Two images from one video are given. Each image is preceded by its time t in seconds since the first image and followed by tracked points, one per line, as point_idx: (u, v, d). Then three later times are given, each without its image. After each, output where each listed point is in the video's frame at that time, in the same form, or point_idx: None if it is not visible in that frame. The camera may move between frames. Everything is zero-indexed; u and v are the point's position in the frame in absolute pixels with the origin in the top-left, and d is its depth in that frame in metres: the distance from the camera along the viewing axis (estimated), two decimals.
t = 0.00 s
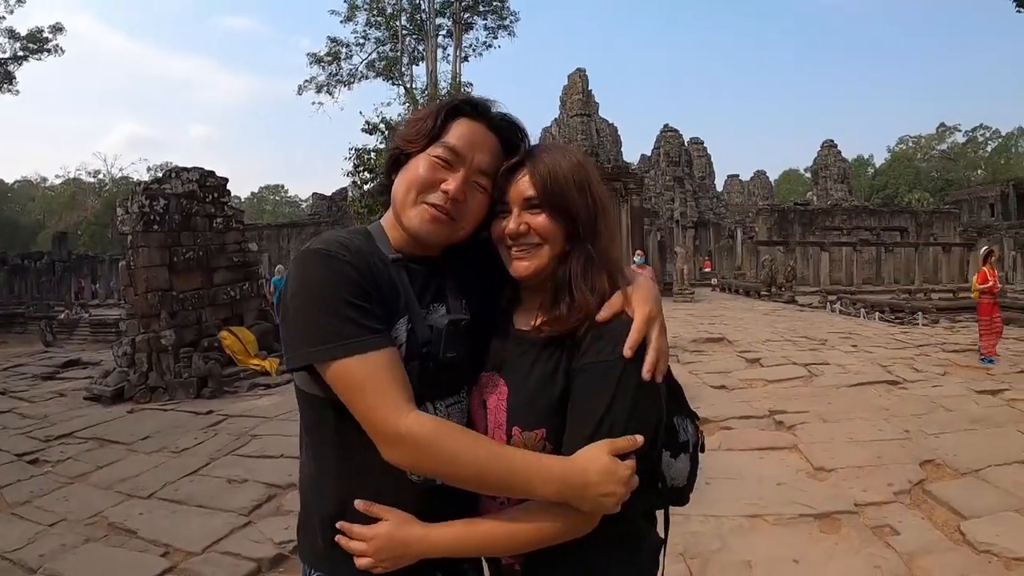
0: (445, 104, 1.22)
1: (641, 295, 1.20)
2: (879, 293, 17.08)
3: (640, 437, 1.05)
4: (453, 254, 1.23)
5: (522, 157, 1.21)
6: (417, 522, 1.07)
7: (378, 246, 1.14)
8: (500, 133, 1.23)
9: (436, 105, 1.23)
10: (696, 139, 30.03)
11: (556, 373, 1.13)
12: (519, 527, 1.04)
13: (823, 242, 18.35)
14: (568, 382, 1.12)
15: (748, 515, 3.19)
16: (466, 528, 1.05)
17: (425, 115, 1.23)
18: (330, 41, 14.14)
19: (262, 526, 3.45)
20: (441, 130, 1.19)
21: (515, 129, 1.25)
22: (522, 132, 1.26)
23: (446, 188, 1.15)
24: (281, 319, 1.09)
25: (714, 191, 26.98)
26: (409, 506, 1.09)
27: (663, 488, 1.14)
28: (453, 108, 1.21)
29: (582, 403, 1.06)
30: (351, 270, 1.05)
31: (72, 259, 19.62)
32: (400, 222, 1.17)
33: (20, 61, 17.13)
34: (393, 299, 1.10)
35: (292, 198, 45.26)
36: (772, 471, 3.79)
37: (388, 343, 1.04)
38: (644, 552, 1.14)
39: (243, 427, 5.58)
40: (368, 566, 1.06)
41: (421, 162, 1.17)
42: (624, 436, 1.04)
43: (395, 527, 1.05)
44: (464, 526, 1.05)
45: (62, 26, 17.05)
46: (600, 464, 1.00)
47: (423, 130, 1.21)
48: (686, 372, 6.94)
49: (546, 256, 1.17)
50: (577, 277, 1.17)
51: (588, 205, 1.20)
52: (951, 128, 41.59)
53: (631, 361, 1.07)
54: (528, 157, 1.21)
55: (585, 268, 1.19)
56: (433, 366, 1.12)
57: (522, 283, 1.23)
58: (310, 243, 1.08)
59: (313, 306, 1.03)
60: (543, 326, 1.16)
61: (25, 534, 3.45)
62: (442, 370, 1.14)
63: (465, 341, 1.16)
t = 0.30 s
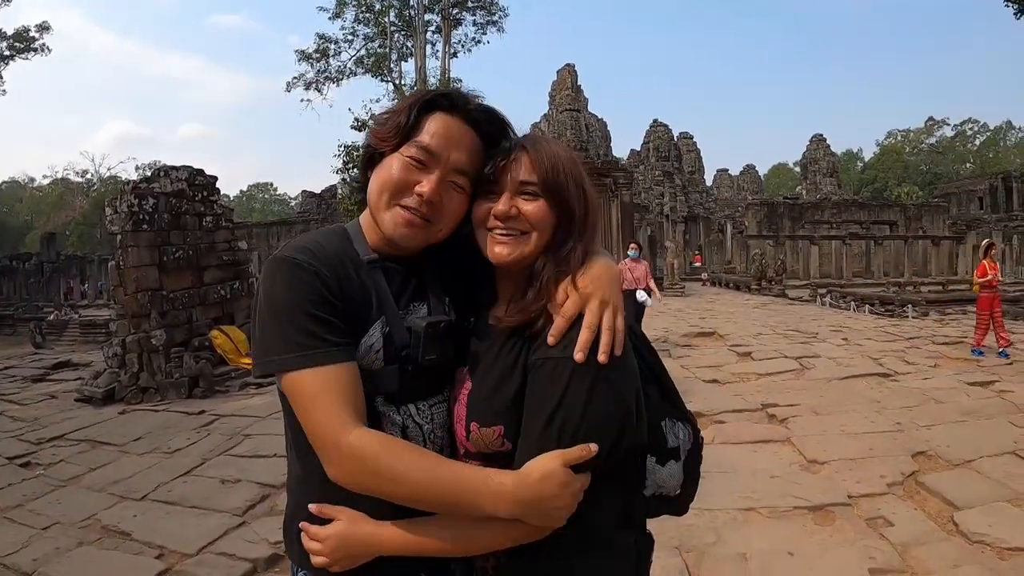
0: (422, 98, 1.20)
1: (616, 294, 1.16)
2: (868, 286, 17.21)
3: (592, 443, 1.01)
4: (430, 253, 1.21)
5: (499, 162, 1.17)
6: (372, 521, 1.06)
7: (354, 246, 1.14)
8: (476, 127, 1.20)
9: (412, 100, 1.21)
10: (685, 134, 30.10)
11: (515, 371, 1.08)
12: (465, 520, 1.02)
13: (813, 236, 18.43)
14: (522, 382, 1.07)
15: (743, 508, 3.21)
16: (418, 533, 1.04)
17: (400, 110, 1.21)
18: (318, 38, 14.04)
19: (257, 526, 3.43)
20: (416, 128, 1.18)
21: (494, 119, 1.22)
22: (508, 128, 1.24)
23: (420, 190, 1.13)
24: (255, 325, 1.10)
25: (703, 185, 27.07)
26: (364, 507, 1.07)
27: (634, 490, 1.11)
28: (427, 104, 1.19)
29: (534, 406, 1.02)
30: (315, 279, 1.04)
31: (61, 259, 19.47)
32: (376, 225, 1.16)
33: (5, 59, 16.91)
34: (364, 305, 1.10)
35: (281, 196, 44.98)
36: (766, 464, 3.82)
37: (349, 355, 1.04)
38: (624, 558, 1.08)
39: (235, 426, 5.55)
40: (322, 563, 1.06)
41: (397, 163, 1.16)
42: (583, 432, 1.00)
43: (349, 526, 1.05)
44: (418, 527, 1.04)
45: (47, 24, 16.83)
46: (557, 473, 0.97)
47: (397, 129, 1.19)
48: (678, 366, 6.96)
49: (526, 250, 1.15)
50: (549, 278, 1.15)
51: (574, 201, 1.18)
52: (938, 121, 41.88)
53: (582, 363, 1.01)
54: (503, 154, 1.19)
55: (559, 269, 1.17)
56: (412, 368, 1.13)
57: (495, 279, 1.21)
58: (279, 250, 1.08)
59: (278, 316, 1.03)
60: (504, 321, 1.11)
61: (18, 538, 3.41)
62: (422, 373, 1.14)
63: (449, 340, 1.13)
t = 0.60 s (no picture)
0: (394, 91, 1.19)
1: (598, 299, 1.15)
2: (868, 282, 17.21)
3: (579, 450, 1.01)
4: (428, 253, 1.23)
5: (469, 139, 1.18)
6: (333, 511, 1.09)
7: (357, 250, 1.15)
8: (445, 109, 1.18)
9: (376, 97, 1.21)
10: (683, 133, 30.12)
11: (490, 369, 1.06)
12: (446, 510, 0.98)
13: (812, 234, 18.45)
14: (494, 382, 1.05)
15: (747, 506, 3.21)
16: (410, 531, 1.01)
17: (370, 109, 1.21)
18: (314, 42, 14.05)
19: (262, 531, 3.43)
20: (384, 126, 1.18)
21: (456, 100, 1.19)
22: (466, 103, 1.21)
23: (398, 187, 1.13)
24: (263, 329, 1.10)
25: (701, 184, 27.10)
26: (349, 502, 1.09)
27: (619, 488, 1.07)
28: (393, 97, 1.18)
29: (498, 412, 0.99)
30: (328, 282, 1.05)
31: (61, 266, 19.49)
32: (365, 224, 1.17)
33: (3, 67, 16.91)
34: (374, 310, 1.10)
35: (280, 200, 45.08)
36: (770, 462, 3.82)
37: (358, 350, 1.02)
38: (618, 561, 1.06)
39: (238, 431, 5.55)
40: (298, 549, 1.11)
41: (373, 159, 1.16)
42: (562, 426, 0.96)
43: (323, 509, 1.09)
44: (427, 524, 1.00)
45: (44, 32, 16.83)
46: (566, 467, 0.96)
47: (367, 130, 1.20)
48: (679, 365, 6.96)
49: (504, 259, 1.17)
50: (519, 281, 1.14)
51: (551, 205, 1.17)
52: (935, 117, 41.93)
53: (546, 363, 0.98)
54: (479, 153, 1.19)
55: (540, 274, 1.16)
56: (423, 373, 1.13)
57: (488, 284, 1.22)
58: (283, 257, 1.08)
59: (284, 316, 1.02)
60: (476, 327, 1.12)
61: (23, 546, 3.41)
62: (434, 377, 1.14)
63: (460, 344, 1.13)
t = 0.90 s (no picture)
0: (393, 95, 1.21)
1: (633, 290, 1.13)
2: (870, 283, 17.18)
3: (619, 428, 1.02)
4: (450, 258, 1.24)
5: (471, 125, 1.18)
6: (362, 520, 1.08)
7: (379, 256, 1.16)
8: (439, 103, 1.19)
9: (376, 105, 1.23)
10: (683, 134, 30.14)
11: (515, 372, 1.08)
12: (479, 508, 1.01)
13: (812, 234, 18.46)
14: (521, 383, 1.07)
15: (753, 507, 3.20)
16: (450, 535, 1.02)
17: (373, 116, 1.23)
18: (315, 46, 14.10)
19: (267, 535, 3.43)
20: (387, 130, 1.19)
21: (453, 94, 1.20)
22: (465, 96, 1.22)
23: (407, 190, 1.14)
24: (288, 341, 1.11)
25: (702, 185, 27.11)
26: (379, 509, 1.09)
27: (640, 489, 1.08)
28: (391, 102, 1.21)
29: (523, 414, 1.00)
30: (350, 290, 1.06)
31: (64, 271, 19.55)
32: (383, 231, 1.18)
33: (6, 73, 16.98)
34: (397, 316, 1.11)
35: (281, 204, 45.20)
36: (775, 463, 3.81)
37: (387, 360, 1.04)
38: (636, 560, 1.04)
39: (242, 435, 5.56)
40: (327, 560, 1.11)
41: (382, 163, 1.17)
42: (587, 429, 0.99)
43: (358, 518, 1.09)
44: (466, 525, 1.01)
45: (46, 37, 16.90)
46: (604, 462, 1.00)
47: (372, 139, 1.23)
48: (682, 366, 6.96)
49: (527, 263, 1.16)
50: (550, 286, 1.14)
51: (562, 203, 1.16)
52: (937, 117, 41.92)
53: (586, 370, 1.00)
54: (486, 155, 1.20)
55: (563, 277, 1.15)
56: (445, 383, 1.13)
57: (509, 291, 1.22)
58: (305, 264, 1.09)
59: (310, 330, 1.04)
60: (504, 329, 1.12)
61: (29, 552, 3.41)
62: (457, 387, 1.15)
63: (479, 354, 1.14)
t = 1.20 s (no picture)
0: (421, 96, 1.19)
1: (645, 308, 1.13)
2: (864, 280, 17.26)
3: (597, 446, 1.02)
4: (475, 257, 1.23)
5: (500, 128, 1.18)
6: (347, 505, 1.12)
7: (401, 257, 1.15)
8: (466, 106, 1.17)
9: (402, 105, 1.22)
10: (676, 134, 30.23)
11: (524, 371, 1.10)
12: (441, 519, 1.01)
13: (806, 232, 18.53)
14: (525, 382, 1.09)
15: (752, 504, 3.21)
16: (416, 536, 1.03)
17: (398, 116, 1.22)
18: (307, 48, 14.09)
19: (266, 540, 3.42)
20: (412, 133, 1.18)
21: (480, 96, 1.18)
22: (492, 97, 1.20)
23: (436, 194, 1.13)
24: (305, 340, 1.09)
25: (695, 184, 27.20)
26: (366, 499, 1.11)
27: (636, 495, 1.07)
28: (416, 104, 1.19)
29: (522, 415, 1.01)
30: (362, 296, 1.05)
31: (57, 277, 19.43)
32: (407, 233, 1.17)
33: None
34: (415, 318, 1.10)
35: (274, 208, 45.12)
36: (773, 460, 3.82)
37: (387, 374, 1.04)
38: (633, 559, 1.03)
39: (239, 440, 5.54)
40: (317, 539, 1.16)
41: (409, 167, 1.16)
42: (600, 424, 1.00)
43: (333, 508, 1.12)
44: (427, 532, 1.03)
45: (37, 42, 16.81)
46: (559, 478, 0.98)
47: (398, 141, 1.21)
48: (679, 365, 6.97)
49: (550, 270, 1.16)
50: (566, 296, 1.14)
51: (587, 211, 1.16)
52: (928, 114, 42.18)
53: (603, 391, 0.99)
54: (513, 156, 1.20)
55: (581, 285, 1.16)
56: (470, 382, 1.13)
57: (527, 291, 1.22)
58: (324, 264, 1.08)
59: (325, 337, 1.03)
60: (518, 328, 1.14)
61: (26, 560, 3.39)
62: (479, 387, 1.14)
63: (503, 353, 1.13)
